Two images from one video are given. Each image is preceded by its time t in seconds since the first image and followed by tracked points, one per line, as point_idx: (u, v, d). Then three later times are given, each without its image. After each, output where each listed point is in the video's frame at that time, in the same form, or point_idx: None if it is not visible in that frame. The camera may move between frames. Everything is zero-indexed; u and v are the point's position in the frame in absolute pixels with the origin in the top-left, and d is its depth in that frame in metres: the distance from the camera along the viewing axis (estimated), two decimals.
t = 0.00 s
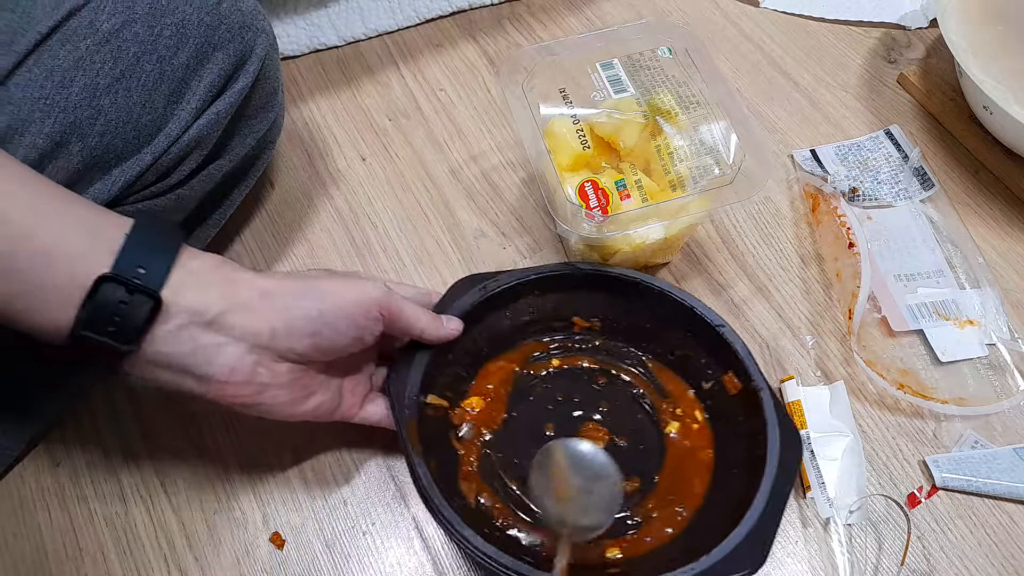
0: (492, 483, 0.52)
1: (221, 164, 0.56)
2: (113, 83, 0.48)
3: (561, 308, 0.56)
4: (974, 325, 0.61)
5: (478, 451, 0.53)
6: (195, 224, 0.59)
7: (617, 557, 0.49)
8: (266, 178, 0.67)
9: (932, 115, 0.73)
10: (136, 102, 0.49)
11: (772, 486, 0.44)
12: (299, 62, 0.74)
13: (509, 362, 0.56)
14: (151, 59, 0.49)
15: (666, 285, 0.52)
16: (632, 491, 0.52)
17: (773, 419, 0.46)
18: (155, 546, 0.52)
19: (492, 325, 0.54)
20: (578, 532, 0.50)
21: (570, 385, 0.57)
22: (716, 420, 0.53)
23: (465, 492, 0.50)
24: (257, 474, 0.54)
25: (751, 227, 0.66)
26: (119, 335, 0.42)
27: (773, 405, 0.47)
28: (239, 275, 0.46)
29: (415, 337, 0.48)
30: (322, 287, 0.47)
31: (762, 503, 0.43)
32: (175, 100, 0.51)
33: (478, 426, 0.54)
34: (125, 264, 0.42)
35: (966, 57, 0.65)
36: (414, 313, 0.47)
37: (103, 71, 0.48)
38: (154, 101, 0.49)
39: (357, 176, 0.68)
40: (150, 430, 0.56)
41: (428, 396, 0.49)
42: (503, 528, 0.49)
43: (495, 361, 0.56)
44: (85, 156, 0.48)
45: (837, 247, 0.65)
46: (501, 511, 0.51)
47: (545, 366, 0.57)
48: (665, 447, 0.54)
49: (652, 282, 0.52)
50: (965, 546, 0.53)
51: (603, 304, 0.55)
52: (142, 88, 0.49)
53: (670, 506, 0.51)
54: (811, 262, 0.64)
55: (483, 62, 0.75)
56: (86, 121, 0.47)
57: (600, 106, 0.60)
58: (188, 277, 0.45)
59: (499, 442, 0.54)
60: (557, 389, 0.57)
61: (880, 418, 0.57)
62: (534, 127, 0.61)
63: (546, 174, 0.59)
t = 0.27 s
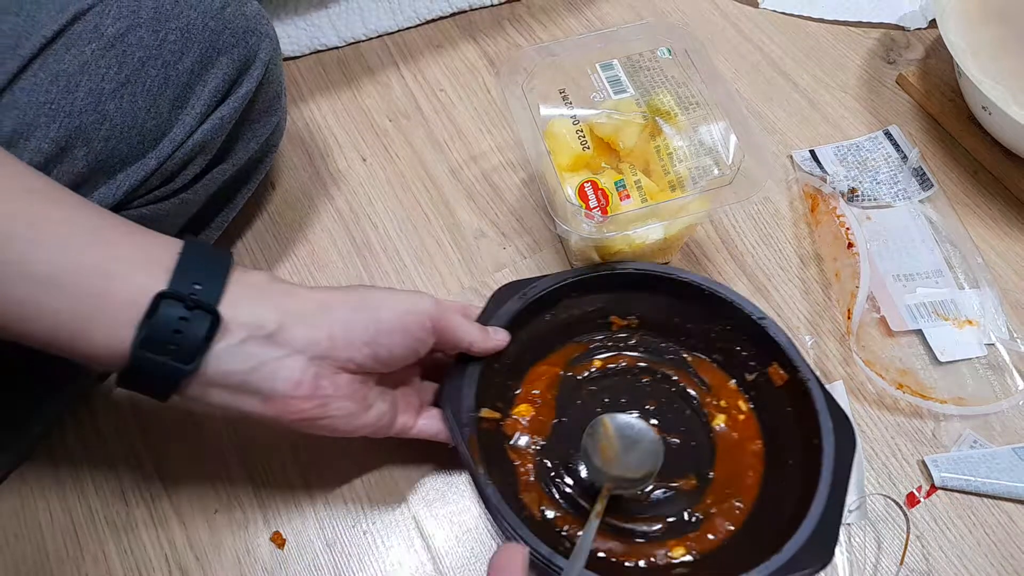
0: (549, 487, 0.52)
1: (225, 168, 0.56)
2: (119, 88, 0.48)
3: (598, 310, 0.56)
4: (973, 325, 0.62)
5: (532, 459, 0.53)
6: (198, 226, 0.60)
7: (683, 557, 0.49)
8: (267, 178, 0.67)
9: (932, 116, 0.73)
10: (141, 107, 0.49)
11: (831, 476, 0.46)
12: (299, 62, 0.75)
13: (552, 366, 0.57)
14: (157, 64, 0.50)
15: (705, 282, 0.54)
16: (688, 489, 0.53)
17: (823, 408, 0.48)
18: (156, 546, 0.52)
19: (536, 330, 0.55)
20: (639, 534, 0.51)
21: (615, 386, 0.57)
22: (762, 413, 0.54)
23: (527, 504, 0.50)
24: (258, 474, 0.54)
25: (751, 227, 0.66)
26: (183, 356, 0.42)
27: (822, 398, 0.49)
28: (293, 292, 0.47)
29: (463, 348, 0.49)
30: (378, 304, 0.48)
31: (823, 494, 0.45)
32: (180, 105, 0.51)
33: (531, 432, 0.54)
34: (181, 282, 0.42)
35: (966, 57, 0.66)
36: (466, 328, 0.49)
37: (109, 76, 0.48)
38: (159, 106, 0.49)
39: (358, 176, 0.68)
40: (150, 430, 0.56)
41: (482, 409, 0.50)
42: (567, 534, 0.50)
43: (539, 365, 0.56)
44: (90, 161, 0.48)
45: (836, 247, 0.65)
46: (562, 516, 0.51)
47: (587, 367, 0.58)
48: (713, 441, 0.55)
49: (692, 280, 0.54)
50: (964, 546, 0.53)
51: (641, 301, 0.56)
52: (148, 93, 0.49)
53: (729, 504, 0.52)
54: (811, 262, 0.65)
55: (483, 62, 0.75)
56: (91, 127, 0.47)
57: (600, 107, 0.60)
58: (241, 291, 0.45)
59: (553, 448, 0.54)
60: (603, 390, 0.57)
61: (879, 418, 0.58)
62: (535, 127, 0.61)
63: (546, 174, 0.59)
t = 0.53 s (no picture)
0: (575, 482, 0.53)
1: (227, 173, 0.57)
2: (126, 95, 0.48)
3: (636, 304, 0.57)
4: (974, 325, 0.62)
5: (559, 451, 0.54)
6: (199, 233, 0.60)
7: (700, 560, 0.50)
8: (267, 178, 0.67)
9: (931, 115, 0.73)
10: (147, 114, 0.49)
11: (854, 493, 0.47)
12: (300, 62, 0.75)
13: (587, 359, 0.58)
14: (163, 70, 0.49)
15: (749, 286, 0.54)
16: (711, 491, 0.53)
17: (854, 424, 0.49)
18: (156, 546, 0.52)
19: (569, 326, 0.56)
20: (659, 534, 0.51)
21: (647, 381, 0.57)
22: (795, 420, 0.54)
23: (550, 495, 0.52)
24: (258, 474, 0.54)
25: (751, 227, 0.66)
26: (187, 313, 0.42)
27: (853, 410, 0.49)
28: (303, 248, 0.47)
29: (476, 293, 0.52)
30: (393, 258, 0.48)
31: (843, 509, 0.46)
32: (186, 112, 0.51)
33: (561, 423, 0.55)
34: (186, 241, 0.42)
35: (966, 57, 0.66)
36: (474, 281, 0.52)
37: (115, 83, 0.48)
38: (165, 113, 0.50)
39: (357, 176, 0.68)
40: (151, 431, 0.56)
41: (513, 402, 0.52)
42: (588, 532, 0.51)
43: (574, 356, 0.58)
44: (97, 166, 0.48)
45: (836, 247, 0.65)
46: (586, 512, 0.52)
47: (621, 361, 0.58)
48: (740, 443, 0.55)
49: (735, 283, 0.55)
50: (964, 546, 0.53)
51: (676, 298, 0.57)
52: (155, 99, 0.49)
53: (750, 509, 0.52)
54: (811, 262, 0.65)
55: (483, 62, 0.75)
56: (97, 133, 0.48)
57: (600, 107, 0.60)
58: (250, 247, 0.45)
59: (582, 441, 0.55)
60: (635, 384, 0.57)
61: (880, 418, 0.58)
62: (535, 127, 0.61)
63: (545, 174, 0.59)
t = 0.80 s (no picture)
0: (574, 482, 0.53)
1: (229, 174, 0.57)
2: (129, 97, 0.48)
3: (635, 303, 0.57)
4: (974, 325, 0.61)
5: (559, 452, 0.54)
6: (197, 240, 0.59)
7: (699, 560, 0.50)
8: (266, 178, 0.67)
9: (932, 115, 0.73)
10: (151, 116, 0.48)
11: (854, 493, 0.47)
12: (299, 62, 0.74)
13: (587, 359, 0.57)
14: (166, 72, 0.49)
15: (749, 286, 0.54)
16: (711, 492, 0.53)
17: (855, 425, 0.49)
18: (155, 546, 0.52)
19: (569, 326, 0.56)
20: (658, 535, 0.51)
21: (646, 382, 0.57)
22: (796, 420, 0.54)
23: (549, 495, 0.52)
24: (257, 474, 0.54)
25: (751, 227, 0.66)
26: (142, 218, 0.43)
27: (853, 411, 0.50)
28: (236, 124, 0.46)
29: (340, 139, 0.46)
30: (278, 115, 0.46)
31: (844, 510, 0.46)
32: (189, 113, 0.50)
33: (560, 424, 0.55)
34: None
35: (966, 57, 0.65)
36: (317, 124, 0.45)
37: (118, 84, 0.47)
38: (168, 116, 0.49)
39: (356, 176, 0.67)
40: (150, 431, 0.56)
41: (513, 403, 0.52)
42: (586, 532, 0.50)
43: (575, 356, 0.57)
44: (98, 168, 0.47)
45: (837, 247, 0.65)
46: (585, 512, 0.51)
47: (622, 362, 0.58)
48: (740, 444, 0.55)
49: (737, 283, 0.55)
50: (965, 546, 0.53)
51: (676, 297, 0.57)
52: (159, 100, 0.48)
53: (750, 509, 0.52)
54: (811, 262, 0.64)
55: (483, 62, 0.75)
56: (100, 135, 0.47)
57: (600, 107, 0.60)
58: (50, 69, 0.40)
59: (583, 441, 0.54)
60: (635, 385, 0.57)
61: (881, 418, 0.57)
62: (534, 126, 0.61)
63: (545, 173, 0.59)
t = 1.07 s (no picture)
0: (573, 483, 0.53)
1: (228, 169, 0.57)
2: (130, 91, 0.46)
3: (635, 303, 0.57)
4: (974, 325, 0.61)
5: (559, 452, 0.54)
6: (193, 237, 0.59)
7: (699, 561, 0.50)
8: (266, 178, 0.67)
9: (933, 115, 0.73)
10: (153, 110, 0.47)
11: (855, 494, 0.47)
12: (299, 62, 0.74)
13: (587, 359, 0.58)
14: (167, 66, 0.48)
15: (749, 286, 0.54)
16: (710, 494, 0.53)
17: (855, 426, 0.49)
18: (155, 546, 0.52)
19: (569, 326, 0.56)
20: (658, 536, 0.51)
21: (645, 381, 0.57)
22: (796, 421, 0.54)
23: (548, 495, 0.52)
24: (257, 474, 0.54)
25: (752, 227, 0.66)
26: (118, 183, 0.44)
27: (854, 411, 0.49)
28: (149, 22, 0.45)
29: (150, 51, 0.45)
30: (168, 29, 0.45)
31: (844, 511, 0.46)
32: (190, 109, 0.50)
33: (560, 425, 0.55)
34: None
35: (966, 58, 0.65)
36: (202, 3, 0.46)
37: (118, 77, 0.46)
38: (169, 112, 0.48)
39: (356, 175, 0.67)
40: (150, 432, 0.56)
41: (513, 403, 0.52)
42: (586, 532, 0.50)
43: (575, 356, 0.57)
44: (97, 164, 0.46)
45: (838, 247, 0.65)
46: (584, 513, 0.51)
47: (622, 362, 0.58)
48: (740, 445, 0.55)
49: (738, 284, 0.54)
50: (965, 546, 0.52)
51: (675, 297, 0.57)
52: (159, 95, 0.47)
53: (749, 510, 0.52)
54: (812, 262, 0.64)
55: (483, 62, 0.75)
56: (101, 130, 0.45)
57: (600, 106, 0.60)
58: None
59: (583, 442, 0.55)
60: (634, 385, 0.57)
61: (881, 419, 0.57)
62: (534, 126, 0.60)
63: (545, 173, 0.59)
